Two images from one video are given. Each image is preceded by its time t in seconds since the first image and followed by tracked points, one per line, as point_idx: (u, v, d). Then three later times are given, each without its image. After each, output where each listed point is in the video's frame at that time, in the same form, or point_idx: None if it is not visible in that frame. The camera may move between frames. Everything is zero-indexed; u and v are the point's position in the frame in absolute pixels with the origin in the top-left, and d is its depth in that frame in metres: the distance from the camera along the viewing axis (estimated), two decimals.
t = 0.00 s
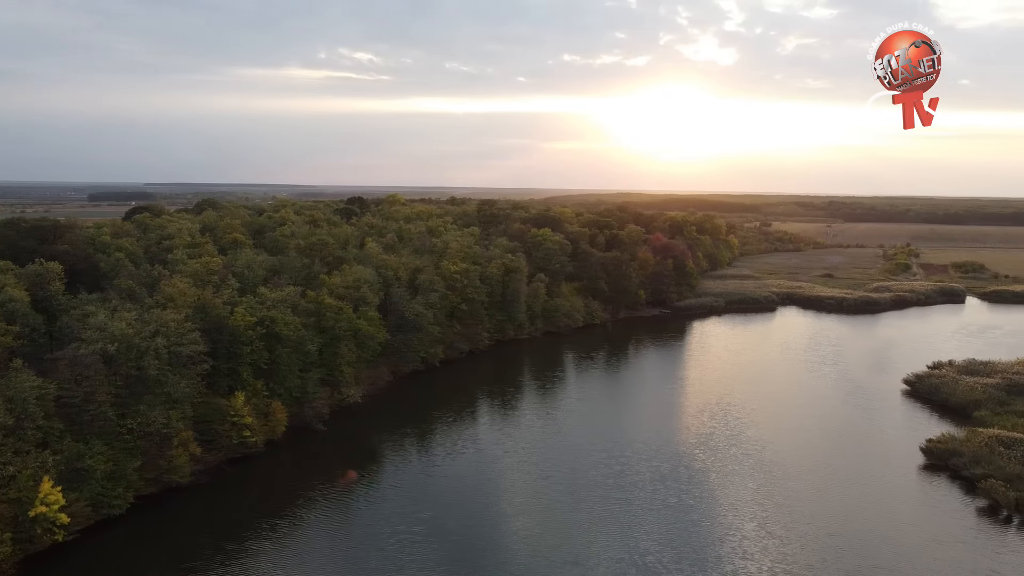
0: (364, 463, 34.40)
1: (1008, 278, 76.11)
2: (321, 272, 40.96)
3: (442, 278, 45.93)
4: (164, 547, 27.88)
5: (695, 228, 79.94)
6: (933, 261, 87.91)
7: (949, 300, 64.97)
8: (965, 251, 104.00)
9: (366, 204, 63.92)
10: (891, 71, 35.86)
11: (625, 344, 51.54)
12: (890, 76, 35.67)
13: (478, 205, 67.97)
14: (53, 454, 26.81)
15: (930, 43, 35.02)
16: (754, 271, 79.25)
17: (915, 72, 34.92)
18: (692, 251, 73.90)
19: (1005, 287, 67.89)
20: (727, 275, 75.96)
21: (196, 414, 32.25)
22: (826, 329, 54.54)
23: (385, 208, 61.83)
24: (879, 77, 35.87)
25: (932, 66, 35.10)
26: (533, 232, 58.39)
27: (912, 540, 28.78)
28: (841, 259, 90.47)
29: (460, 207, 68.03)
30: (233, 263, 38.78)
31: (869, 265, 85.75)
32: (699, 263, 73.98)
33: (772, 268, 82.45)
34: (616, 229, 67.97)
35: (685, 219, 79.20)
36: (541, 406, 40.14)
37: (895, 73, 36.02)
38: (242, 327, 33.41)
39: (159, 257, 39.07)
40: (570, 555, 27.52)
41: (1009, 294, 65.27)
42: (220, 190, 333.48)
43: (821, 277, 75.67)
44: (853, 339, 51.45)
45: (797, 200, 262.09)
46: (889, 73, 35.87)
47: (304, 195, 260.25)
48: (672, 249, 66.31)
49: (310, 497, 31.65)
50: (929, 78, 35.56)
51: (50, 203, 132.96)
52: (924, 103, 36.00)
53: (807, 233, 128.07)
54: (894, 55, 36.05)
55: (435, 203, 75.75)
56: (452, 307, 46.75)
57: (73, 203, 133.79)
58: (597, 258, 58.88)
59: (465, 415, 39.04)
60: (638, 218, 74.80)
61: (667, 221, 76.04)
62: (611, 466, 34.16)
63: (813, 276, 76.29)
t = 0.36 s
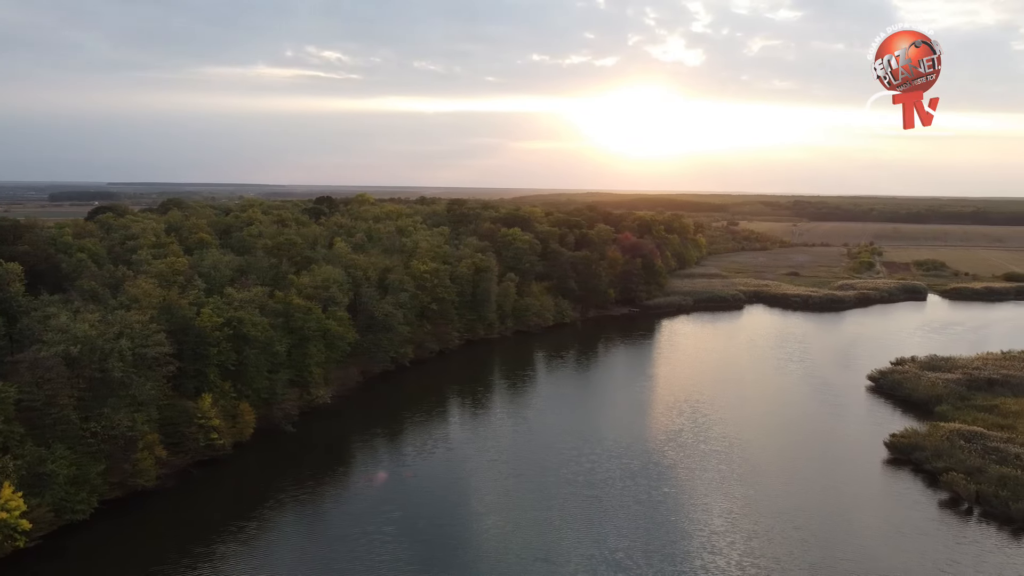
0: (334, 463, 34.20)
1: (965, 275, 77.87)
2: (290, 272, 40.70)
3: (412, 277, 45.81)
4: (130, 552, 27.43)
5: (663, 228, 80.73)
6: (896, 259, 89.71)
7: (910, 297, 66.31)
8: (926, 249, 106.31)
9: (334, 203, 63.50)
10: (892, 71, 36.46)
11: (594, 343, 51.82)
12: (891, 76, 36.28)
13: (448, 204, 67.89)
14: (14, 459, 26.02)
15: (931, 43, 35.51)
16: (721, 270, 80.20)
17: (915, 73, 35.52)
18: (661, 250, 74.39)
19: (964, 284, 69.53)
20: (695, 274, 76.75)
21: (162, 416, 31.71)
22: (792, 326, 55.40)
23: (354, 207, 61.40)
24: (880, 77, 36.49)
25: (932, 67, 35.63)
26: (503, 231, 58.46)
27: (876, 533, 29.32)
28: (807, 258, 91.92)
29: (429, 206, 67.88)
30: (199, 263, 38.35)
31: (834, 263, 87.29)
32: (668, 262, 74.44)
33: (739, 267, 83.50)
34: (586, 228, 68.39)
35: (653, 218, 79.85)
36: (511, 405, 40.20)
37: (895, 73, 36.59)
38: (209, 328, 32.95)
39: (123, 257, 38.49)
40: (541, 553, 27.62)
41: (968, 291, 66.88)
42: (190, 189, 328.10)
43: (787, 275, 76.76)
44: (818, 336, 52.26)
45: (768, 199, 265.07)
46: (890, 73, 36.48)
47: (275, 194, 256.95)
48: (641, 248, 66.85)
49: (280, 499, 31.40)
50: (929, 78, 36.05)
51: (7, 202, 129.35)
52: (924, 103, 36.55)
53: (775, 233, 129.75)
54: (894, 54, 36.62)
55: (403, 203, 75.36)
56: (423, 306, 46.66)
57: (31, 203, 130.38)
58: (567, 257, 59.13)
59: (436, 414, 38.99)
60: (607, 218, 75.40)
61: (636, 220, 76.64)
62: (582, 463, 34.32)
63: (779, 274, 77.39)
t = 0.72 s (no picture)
0: (303, 464, 33.97)
1: (928, 275, 77.78)
2: (257, 272, 40.39)
3: (382, 277, 45.61)
4: (94, 557, 26.94)
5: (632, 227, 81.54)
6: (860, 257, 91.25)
7: (874, 294, 67.44)
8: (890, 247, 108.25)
9: (302, 202, 63.08)
10: (891, 70, 36.47)
11: (565, 342, 52.03)
12: (890, 76, 36.41)
13: (417, 203, 67.79)
14: None
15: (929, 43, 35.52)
16: (690, 268, 81.04)
17: (915, 73, 35.54)
18: (630, 249, 74.46)
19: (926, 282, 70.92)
20: (664, 273, 77.41)
21: (127, 419, 31.04)
22: (759, 324, 56.16)
23: (322, 207, 60.79)
24: (879, 77, 36.53)
25: (931, 67, 35.65)
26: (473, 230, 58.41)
27: (842, 527, 29.81)
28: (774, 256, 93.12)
29: (398, 206, 67.64)
30: (164, 263, 37.88)
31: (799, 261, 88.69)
32: (637, 261, 74.26)
33: (707, 265, 84.37)
34: (555, 227, 68.78)
35: (621, 217, 80.47)
36: (481, 404, 40.24)
37: (893, 73, 36.58)
38: (175, 329, 32.39)
39: (85, 258, 37.87)
40: (512, 551, 27.71)
41: (929, 288, 68.16)
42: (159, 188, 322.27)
43: (754, 273, 77.62)
44: (785, 333, 52.96)
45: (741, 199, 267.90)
46: (890, 73, 36.43)
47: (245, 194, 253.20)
48: (610, 247, 67.70)
49: (248, 501, 31.11)
50: (928, 79, 36.04)
51: None
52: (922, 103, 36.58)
53: (743, 232, 131.21)
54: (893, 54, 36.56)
55: (372, 202, 74.67)
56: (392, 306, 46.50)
57: None
58: (537, 256, 59.26)
59: (406, 414, 38.91)
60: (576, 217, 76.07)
61: (604, 220, 77.57)
62: (552, 461, 34.46)
63: (746, 272, 78.41)
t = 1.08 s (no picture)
0: (272, 466, 33.69)
1: (891, 275, 77.33)
2: (224, 272, 40.05)
3: (351, 277, 45.36)
4: (57, 562, 26.40)
5: (601, 226, 82.07)
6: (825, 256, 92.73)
7: (839, 292, 68.55)
8: (855, 246, 110.09)
9: (269, 202, 62.46)
10: (891, 70, 37.26)
11: (535, 341, 52.19)
12: (890, 76, 37.21)
13: (386, 203, 67.45)
14: None
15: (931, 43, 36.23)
16: (659, 268, 81.70)
17: (915, 73, 36.37)
18: (599, 248, 75.12)
19: (888, 279, 72.28)
20: (633, 272, 77.96)
21: (90, 423, 30.39)
22: (726, 322, 56.80)
23: (289, 207, 60.23)
24: (879, 76, 37.34)
25: (932, 68, 36.39)
26: (443, 230, 58.32)
27: (808, 521, 30.24)
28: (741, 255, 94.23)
29: (367, 205, 67.27)
30: (128, 264, 37.36)
31: (766, 259, 89.94)
32: (606, 260, 75.04)
33: (675, 264, 85.11)
34: (525, 227, 68.97)
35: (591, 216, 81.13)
36: (451, 403, 40.23)
37: (893, 74, 37.35)
38: (140, 330, 31.82)
39: (46, 258, 37.18)
40: (482, 549, 27.74)
41: (893, 286, 69.41)
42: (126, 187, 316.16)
43: (721, 272, 78.56)
44: (752, 331, 53.63)
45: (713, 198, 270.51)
46: (890, 73, 37.23)
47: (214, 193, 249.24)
48: (580, 246, 68.11)
49: (216, 503, 30.76)
50: (929, 79, 36.77)
51: None
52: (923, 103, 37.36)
53: (712, 231, 132.58)
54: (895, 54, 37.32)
55: (341, 202, 74.18)
56: (362, 306, 46.31)
57: None
58: (507, 255, 59.37)
59: (376, 414, 38.76)
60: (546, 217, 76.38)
61: (574, 219, 78.07)
62: (523, 459, 34.56)
63: (714, 271, 79.23)
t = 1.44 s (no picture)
0: (240, 468, 33.35)
1: (854, 271, 80.87)
2: (190, 273, 39.63)
3: (319, 277, 45.05)
4: (17, 568, 25.75)
5: (570, 225, 82.43)
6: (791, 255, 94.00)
7: (805, 290, 69.56)
8: (821, 245, 111.74)
9: (236, 201, 61.77)
10: (891, 70, 37.94)
11: (504, 340, 52.27)
12: (891, 76, 37.93)
13: (354, 202, 67.02)
14: None
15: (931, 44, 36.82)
16: (628, 267, 82.30)
17: (915, 73, 37.07)
18: (569, 247, 75.52)
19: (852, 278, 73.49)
20: (602, 271, 78.45)
21: (51, 427, 29.76)
22: (694, 320, 57.40)
23: (256, 207, 59.57)
24: (879, 76, 38.03)
25: (932, 68, 37.01)
26: (412, 229, 58.18)
27: (775, 517, 30.63)
28: (708, 254, 95.21)
29: (336, 205, 66.83)
30: (90, 264, 36.70)
31: (733, 258, 91.06)
32: (575, 259, 75.47)
33: (644, 263, 85.80)
34: (495, 226, 69.08)
35: (560, 216, 81.52)
36: (421, 403, 40.14)
37: (893, 73, 37.98)
38: (104, 332, 31.28)
39: (5, 259, 36.36)
40: (452, 548, 27.75)
41: (857, 285, 70.53)
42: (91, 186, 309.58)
43: (689, 271, 79.37)
44: (719, 329, 54.24)
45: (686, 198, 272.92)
46: (890, 72, 37.92)
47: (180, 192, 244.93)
48: (549, 245, 68.14)
49: (182, 506, 30.33)
50: (929, 79, 37.39)
51: None
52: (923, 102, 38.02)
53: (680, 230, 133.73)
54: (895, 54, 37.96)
55: (308, 202, 73.48)
56: (331, 307, 46.06)
57: None
58: (477, 254, 59.38)
59: (346, 414, 38.58)
60: (516, 216, 76.51)
61: (543, 219, 78.35)
62: (494, 458, 34.62)
63: (682, 270, 79.99)
